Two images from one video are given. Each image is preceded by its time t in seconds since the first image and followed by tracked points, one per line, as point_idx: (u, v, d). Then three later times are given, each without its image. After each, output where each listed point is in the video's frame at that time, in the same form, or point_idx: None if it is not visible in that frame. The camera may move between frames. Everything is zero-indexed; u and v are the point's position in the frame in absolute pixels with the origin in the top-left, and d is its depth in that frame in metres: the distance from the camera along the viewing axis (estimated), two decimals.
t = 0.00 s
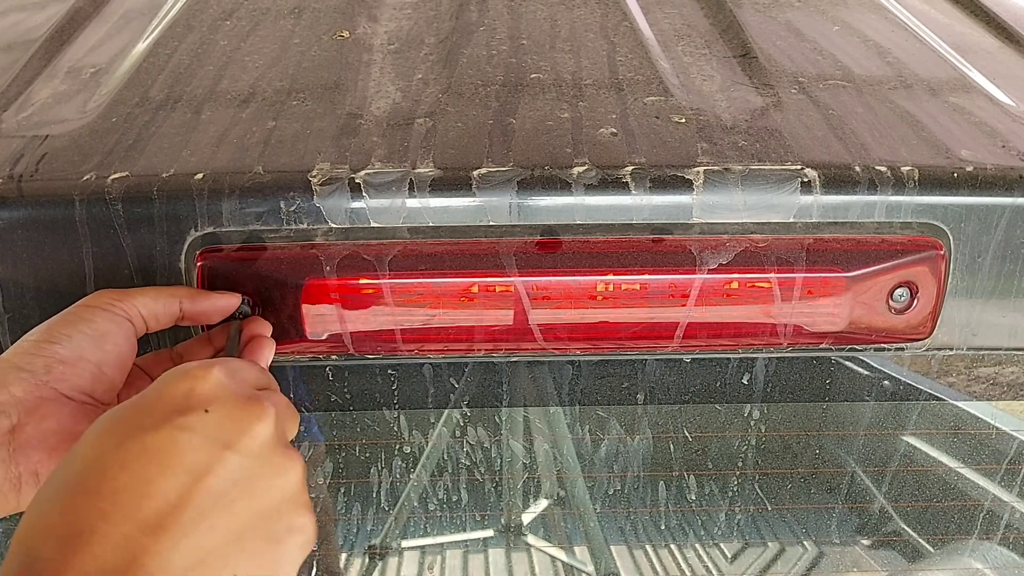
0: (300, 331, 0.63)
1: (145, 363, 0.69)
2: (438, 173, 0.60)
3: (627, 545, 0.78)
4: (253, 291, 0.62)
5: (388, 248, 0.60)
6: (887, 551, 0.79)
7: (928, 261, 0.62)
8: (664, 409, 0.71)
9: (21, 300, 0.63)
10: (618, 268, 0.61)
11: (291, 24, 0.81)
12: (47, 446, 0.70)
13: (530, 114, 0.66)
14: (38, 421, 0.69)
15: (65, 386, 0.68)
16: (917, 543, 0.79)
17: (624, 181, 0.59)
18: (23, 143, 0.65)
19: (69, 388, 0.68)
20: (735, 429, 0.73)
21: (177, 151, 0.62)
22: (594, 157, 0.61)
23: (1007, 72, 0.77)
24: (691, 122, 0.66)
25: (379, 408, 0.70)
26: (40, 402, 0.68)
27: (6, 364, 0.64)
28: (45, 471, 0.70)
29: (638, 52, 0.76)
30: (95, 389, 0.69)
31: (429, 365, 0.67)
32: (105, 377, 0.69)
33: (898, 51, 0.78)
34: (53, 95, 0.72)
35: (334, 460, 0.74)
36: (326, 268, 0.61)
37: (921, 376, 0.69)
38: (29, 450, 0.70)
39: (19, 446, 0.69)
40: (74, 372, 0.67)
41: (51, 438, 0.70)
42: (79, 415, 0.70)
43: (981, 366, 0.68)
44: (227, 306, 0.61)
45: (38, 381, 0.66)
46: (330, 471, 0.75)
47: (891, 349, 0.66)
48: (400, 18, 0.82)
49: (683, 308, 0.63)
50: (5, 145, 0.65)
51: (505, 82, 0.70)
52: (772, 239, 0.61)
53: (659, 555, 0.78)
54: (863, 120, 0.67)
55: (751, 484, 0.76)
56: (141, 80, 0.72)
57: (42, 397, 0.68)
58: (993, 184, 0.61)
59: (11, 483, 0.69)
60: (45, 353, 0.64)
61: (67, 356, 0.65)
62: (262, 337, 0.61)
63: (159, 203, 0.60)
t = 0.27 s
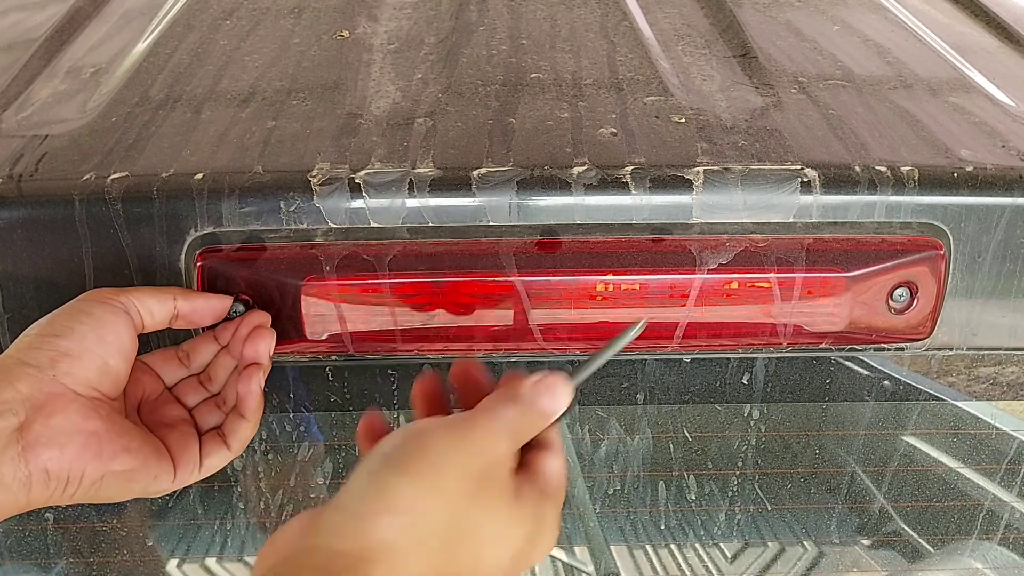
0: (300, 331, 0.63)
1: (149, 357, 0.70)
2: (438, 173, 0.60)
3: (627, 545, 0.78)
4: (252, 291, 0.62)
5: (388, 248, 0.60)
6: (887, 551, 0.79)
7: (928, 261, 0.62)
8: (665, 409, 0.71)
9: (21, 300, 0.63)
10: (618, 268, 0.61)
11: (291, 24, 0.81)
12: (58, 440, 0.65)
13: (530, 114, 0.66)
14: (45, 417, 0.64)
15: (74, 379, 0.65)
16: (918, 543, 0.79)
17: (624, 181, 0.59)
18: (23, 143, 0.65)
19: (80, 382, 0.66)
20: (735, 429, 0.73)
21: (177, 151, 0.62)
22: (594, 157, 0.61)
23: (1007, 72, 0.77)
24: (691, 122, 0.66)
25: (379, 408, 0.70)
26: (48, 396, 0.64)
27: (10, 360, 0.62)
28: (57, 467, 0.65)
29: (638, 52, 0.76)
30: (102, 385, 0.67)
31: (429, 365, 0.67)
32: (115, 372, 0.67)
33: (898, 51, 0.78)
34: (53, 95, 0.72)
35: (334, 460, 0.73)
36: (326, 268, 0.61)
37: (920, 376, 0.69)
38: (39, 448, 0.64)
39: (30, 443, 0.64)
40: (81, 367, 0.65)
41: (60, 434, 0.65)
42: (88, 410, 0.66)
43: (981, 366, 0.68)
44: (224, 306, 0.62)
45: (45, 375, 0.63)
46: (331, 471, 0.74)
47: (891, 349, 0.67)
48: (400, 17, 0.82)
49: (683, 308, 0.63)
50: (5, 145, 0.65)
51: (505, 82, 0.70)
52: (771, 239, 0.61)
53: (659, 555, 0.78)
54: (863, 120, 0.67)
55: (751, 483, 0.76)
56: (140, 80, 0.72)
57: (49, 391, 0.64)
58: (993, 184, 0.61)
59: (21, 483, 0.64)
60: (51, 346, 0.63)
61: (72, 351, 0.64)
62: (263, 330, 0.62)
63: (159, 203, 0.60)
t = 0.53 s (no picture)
0: (300, 331, 0.63)
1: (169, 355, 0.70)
2: (438, 173, 0.59)
3: (627, 545, 0.78)
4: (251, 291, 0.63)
5: (388, 248, 0.61)
6: (887, 551, 0.80)
7: (928, 261, 0.62)
8: (664, 409, 0.70)
9: (21, 300, 0.63)
10: (618, 269, 0.62)
11: (291, 24, 0.81)
12: (85, 425, 0.67)
13: (530, 114, 0.66)
14: (71, 403, 0.67)
15: (99, 364, 0.67)
16: (918, 543, 0.79)
17: (623, 181, 0.59)
18: (23, 143, 0.65)
19: (105, 367, 0.68)
20: (734, 429, 0.73)
21: (177, 151, 0.62)
22: (594, 157, 0.61)
23: (1007, 72, 0.77)
24: (691, 122, 0.66)
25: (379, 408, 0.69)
26: (73, 381, 0.67)
27: (33, 346, 0.63)
28: (83, 454, 0.67)
29: (638, 52, 0.76)
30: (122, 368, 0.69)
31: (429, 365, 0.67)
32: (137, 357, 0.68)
33: (898, 51, 0.78)
34: (53, 95, 0.72)
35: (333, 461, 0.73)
36: (326, 268, 0.61)
37: (920, 376, 0.69)
38: (66, 433, 0.67)
39: (57, 428, 0.67)
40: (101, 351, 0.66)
41: (87, 419, 0.67)
42: (113, 394, 0.68)
43: (981, 366, 0.68)
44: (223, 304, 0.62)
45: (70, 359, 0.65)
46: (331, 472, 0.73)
47: (891, 349, 0.67)
48: (400, 18, 0.82)
49: (683, 308, 0.63)
50: (5, 145, 0.65)
51: (505, 82, 0.70)
52: (771, 239, 0.61)
53: (659, 555, 0.78)
54: (863, 120, 0.67)
55: (751, 484, 0.76)
56: (141, 80, 0.72)
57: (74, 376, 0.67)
58: (993, 184, 0.61)
59: (50, 467, 0.66)
60: (73, 331, 0.64)
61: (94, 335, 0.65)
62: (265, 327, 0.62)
63: (159, 203, 0.60)
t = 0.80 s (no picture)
0: (300, 331, 0.63)
1: (187, 342, 0.66)
2: (438, 173, 0.59)
3: (627, 545, 0.76)
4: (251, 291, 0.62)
5: (388, 248, 0.60)
6: (887, 552, 0.77)
7: (929, 261, 0.62)
8: (664, 409, 0.71)
9: (20, 300, 0.63)
10: (618, 268, 0.61)
11: (290, 24, 0.80)
12: (130, 396, 0.61)
13: (530, 114, 0.66)
14: (120, 373, 0.61)
15: (141, 335, 0.61)
16: (919, 543, 0.77)
17: (623, 181, 0.59)
18: (21, 143, 0.65)
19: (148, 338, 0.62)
20: (735, 429, 0.73)
21: (176, 151, 0.62)
22: (594, 157, 0.61)
23: (1007, 72, 0.77)
24: (691, 122, 0.66)
25: (378, 408, 0.70)
26: (119, 352, 0.61)
27: (74, 317, 0.59)
28: (135, 425, 0.61)
29: (638, 52, 0.76)
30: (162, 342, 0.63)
31: (429, 365, 0.67)
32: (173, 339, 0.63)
33: (898, 51, 0.78)
34: (52, 95, 0.72)
35: (334, 461, 0.74)
36: (326, 268, 0.61)
37: (922, 376, 0.68)
38: (113, 406, 0.60)
39: (106, 399, 0.60)
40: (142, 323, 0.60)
41: (136, 390, 0.61)
42: (160, 366, 0.62)
43: (981, 366, 0.68)
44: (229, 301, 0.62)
45: (112, 330, 0.60)
46: (330, 472, 0.75)
47: (891, 349, 0.66)
48: (399, 17, 0.82)
49: (683, 308, 0.63)
50: (4, 145, 0.65)
51: (505, 81, 0.70)
52: (772, 239, 0.61)
53: (659, 555, 0.76)
54: (863, 120, 0.67)
55: (751, 484, 0.76)
56: (140, 80, 0.72)
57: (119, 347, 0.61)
58: (993, 184, 0.61)
59: (100, 439, 0.60)
60: (115, 303, 0.59)
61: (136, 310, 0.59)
62: (278, 310, 0.60)
63: (158, 203, 0.59)
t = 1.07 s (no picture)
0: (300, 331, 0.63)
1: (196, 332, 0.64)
2: (438, 173, 0.59)
3: (627, 545, 0.76)
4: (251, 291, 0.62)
5: (388, 248, 0.60)
6: (888, 552, 0.78)
7: (929, 261, 0.62)
8: (664, 409, 0.71)
9: (20, 301, 0.63)
10: (618, 268, 0.61)
11: (290, 24, 0.80)
12: (137, 388, 0.59)
13: (530, 114, 0.66)
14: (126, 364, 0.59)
15: (145, 325, 0.60)
16: (919, 543, 0.77)
17: (623, 181, 0.59)
18: (21, 143, 0.65)
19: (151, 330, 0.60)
20: (735, 429, 0.73)
21: (176, 151, 0.62)
22: (593, 157, 0.61)
23: (1008, 72, 0.77)
24: (691, 122, 0.66)
25: (378, 408, 0.70)
26: (123, 344, 0.59)
27: (76, 311, 0.58)
28: (141, 416, 0.59)
29: (638, 52, 0.76)
30: (167, 332, 0.61)
31: (429, 365, 0.67)
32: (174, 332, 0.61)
33: (898, 51, 0.78)
34: (52, 95, 0.72)
35: (334, 462, 0.74)
36: (326, 268, 0.61)
37: (922, 376, 0.68)
38: (119, 397, 0.58)
39: (111, 392, 0.58)
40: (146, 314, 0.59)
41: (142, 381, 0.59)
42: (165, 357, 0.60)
43: (981, 366, 0.68)
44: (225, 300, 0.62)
45: (116, 321, 0.58)
46: (330, 472, 0.75)
47: (892, 349, 0.66)
48: (399, 17, 0.82)
49: (683, 308, 0.63)
50: (4, 145, 0.64)
51: (505, 82, 0.70)
52: (772, 239, 0.61)
53: (659, 555, 0.76)
54: (863, 120, 0.67)
55: (751, 484, 0.76)
56: (140, 80, 0.72)
57: (124, 339, 0.59)
58: (994, 184, 0.61)
59: (106, 433, 0.58)
60: (117, 293, 0.58)
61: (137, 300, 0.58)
62: (270, 302, 0.60)
63: (158, 203, 0.59)
